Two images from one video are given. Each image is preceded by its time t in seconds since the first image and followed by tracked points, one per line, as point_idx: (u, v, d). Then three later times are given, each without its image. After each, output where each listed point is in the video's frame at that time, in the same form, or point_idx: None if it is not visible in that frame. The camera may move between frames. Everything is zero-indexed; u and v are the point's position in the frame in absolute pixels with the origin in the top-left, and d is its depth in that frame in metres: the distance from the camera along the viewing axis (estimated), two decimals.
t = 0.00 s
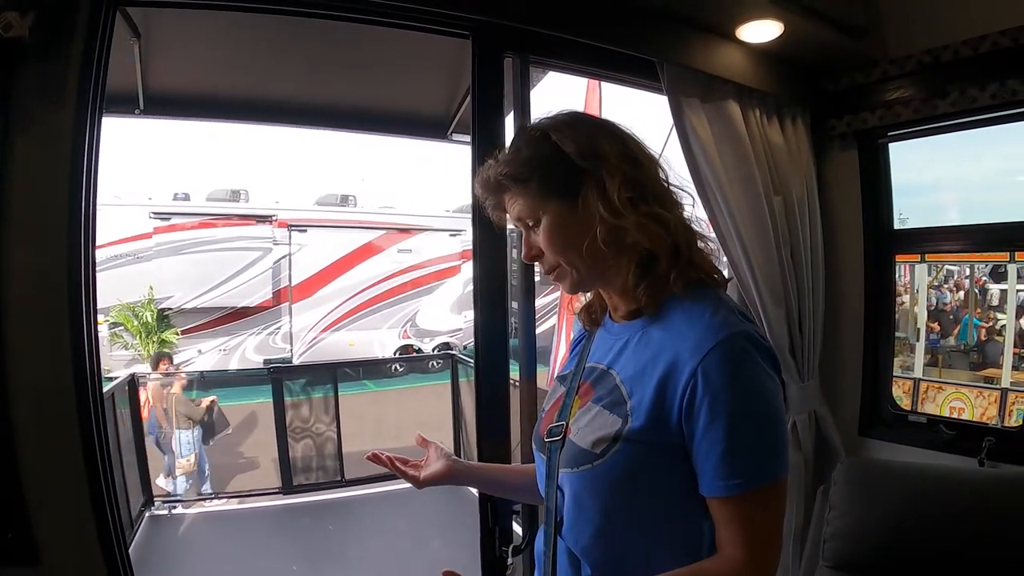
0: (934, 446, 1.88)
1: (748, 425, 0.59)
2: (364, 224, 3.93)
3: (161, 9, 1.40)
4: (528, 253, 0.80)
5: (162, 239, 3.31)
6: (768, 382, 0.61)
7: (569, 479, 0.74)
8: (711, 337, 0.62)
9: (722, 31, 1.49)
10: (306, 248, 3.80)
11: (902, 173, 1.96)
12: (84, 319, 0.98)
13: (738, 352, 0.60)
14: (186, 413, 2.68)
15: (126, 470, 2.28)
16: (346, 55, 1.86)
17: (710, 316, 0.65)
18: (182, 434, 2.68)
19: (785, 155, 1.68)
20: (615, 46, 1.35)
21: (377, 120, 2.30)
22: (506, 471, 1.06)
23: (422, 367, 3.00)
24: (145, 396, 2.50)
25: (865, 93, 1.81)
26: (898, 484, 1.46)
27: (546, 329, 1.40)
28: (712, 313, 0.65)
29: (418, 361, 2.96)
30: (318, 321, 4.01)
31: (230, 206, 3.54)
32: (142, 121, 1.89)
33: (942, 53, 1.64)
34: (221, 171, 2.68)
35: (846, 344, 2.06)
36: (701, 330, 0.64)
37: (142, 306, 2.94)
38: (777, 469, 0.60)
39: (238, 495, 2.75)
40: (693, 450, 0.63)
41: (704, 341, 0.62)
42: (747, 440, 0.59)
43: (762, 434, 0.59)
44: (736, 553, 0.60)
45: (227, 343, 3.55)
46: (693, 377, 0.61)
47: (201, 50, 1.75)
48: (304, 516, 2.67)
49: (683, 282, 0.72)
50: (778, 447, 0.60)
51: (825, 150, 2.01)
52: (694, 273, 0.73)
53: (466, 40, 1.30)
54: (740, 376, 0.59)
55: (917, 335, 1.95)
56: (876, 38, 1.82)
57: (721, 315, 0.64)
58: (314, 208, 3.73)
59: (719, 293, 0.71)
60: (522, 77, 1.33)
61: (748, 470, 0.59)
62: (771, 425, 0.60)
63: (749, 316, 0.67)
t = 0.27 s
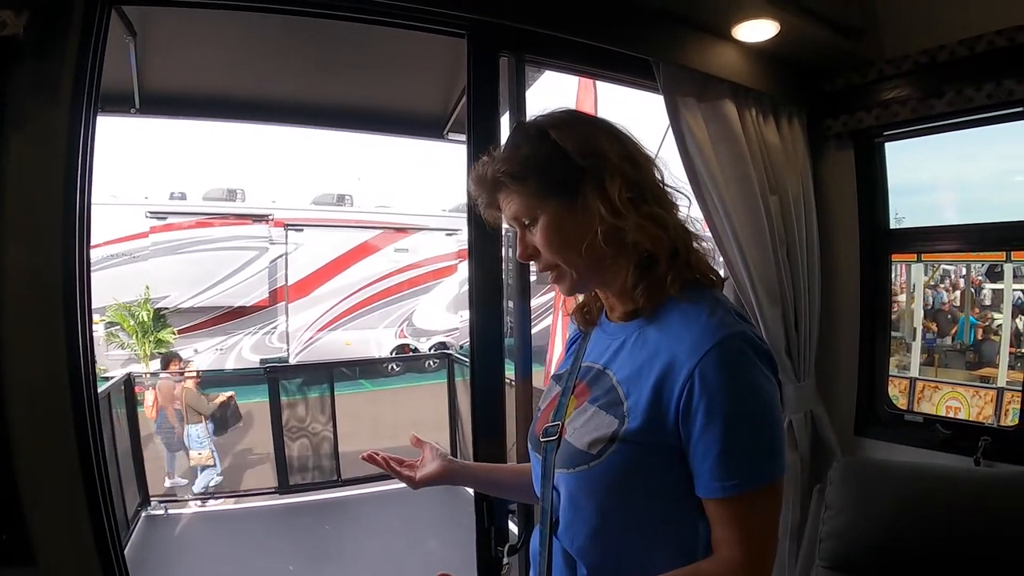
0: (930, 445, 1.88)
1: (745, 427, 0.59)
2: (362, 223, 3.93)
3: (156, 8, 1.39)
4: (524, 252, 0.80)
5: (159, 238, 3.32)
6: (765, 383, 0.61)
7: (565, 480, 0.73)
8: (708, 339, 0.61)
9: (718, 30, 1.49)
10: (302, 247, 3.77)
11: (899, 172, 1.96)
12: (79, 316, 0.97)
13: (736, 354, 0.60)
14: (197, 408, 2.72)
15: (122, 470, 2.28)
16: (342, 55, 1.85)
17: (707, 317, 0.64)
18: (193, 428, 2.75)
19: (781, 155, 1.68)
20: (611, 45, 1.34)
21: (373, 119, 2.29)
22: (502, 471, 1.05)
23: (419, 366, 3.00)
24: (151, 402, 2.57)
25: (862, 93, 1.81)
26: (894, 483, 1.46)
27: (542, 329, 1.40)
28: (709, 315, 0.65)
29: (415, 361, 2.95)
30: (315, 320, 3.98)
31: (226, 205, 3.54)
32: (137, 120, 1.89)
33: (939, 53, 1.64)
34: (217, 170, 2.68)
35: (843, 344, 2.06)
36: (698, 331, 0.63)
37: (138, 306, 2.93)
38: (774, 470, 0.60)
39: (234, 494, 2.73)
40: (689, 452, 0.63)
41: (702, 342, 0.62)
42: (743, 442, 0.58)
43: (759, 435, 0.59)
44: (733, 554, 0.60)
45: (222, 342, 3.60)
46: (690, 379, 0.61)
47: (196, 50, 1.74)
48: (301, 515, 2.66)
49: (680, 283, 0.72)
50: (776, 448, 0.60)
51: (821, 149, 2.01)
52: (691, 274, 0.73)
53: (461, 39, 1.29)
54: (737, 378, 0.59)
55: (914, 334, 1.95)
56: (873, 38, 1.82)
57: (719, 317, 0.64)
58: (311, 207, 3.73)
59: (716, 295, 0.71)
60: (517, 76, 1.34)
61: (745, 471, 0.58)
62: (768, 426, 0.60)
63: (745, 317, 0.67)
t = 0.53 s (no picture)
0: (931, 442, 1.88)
1: (744, 423, 0.59)
2: (361, 221, 3.93)
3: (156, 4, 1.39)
4: (522, 246, 0.80)
5: (159, 236, 3.31)
6: (764, 380, 0.61)
7: (565, 477, 0.73)
8: (707, 335, 0.61)
9: (719, 27, 1.49)
10: (302, 245, 3.77)
11: (900, 170, 1.96)
12: (79, 313, 0.97)
13: (734, 351, 0.60)
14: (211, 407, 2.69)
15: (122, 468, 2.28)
16: (342, 52, 1.85)
17: (706, 313, 0.64)
18: (206, 426, 2.73)
19: (782, 152, 1.68)
20: (612, 42, 1.34)
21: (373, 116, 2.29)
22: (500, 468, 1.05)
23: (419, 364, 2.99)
24: (168, 398, 2.63)
25: (862, 90, 1.81)
26: (895, 480, 1.46)
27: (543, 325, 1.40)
28: (708, 311, 0.65)
29: (414, 359, 2.94)
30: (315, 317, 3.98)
31: (226, 203, 3.54)
32: (137, 117, 1.88)
33: (940, 50, 1.64)
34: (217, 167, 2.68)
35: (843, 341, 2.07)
36: (697, 327, 0.63)
37: (138, 303, 2.93)
38: (773, 466, 0.60)
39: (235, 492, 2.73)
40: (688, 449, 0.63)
41: (700, 339, 0.62)
42: (742, 438, 0.58)
43: (758, 431, 0.59)
44: (733, 551, 0.59)
45: (222, 340, 3.58)
46: (689, 376, 0.61)
47: (196, 47, 1.74)
48: (301, 513, 2.66)
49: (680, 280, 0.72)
50: (775, 443, 0.60)
51: (822, 147, 2.01)
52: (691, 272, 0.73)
53: (462, 35, 1.29)
54: (735, 374, 0.59)
55: (914, 332, 1.95)
56: (874, 35, 1.82)
57: (718, 313, 0.64)
58: (311, 205, 3.72)
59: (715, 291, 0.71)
60: (518, 73, 1.34)
61: (744, 468, 0.58)
62: (767, 422, 0.60)
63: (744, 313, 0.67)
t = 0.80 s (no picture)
0: (932, 443, 1.88)
1: (732, 410, 0.58)
2: (361, 222, 3.93)
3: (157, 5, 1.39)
4: (531, 240, 0.77)
5: (159, 236, 3.31)
6: (753, 376, 0.60)
7: (563, 475, 0.73)
8: (697, 327, 0.61)
9: (720, 27, 1.49)
10: (302, 245, 3.77)
11: (899, 170, 1.96)
12: (79, 311, 0.97)
13: (724, 343, 0.60)
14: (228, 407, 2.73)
15: (122, 468, 2.28)
16: (343, 51, 1.85)
17: (700, 307, 0.64)
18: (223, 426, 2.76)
19: (782, 152, 1.68)
20: (613, 41, 1.34)
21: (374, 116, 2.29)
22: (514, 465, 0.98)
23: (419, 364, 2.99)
24: (185, 399, 2.68)
25: (863, 90, 1.80)
26: (894, 480, 1.46)
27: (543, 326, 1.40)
28: (701, 304, 0.65)
29: (414, 359, 2.94)
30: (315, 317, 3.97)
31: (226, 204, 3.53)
32: (137, 118, 1.88)
33: (940, 50, 1.64)
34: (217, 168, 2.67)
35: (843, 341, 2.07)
36: (689, 320, 0.63)
37: (138, 304, 2.93)
38: (760, 464, 0.59)
39: (235, 492, 2.73)
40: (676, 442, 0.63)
41: (691, 330, 0.61)
42: (731, 433, 0.58)
43: (748, 427, 0.58)
44: (706, 544, 0.59)
45: (222, 341, 3.60)
46: (679, 368, 0.61)
47: (197, 47, 1.74)
48: (301, 513, 2.66)
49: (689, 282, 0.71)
50: (764, 438, 0.59)
51: (822, 147, 2.01)
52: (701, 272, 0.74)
53: (463, 35, 1.29)
54: (724, 368, 0.58)
55: (914, 332, 1.95)
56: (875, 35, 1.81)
57: (710, 307, 0.63)
58: (311, 206, 3.72)
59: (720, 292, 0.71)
60: (519, 72, 1.34)
61: (729, 463, 0.57)
62: (756, 418, 0.59)
63: (740, 309, 0.66)
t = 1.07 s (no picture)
0: (930, 445, 1.88)
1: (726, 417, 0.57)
2: (359, 224, 3.94)
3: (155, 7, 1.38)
4: (587, 209, 0.70)
5: (156, 239, 3.33)
6: (748, 382, 0.59)
7: (556, 482, 0.72)
8: (692, 334, 0.61)
9: (718, 30, 1.49)
10: (301, 247, 3.78)
11: (897, 172, 1.96)
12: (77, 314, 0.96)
13: (719, 350, 0.59)
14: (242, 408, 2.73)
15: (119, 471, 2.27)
16: (341, 53, 1.84)
17: (695, 312, 0.63)
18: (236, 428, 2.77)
19: (779, 155, 1.68)
20: (610, 44, 1.34)
21: (371, 119, 2.28)
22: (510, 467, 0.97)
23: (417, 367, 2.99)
24: (195, 402, 2.72)
25: (861, 92, 1.81)
26: (892, 482, 1.46)
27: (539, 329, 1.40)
28: (697, 310, 0.64)
29: (412, 361, 2.94)
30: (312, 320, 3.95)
31: (223, 205, 3.53)
32: (135, 119, 1.87)
33: (937, 53, 1.64)
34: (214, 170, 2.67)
35: (840, 343, 2.08)
36: (685, 326, 0.62)
37: (136, 306, 2.92)
38: (754, 470, 0.58)
39: (233, 494, 2.73)
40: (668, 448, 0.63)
41: (687, 337, 0.61)
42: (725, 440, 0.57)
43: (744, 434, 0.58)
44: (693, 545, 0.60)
45: (220, 343, 3.61)
46: (675, 375, 0.60)
47: (195, 49, 1.73)
48: (299, 515, 2.66)
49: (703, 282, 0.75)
50: (758, 444, 0.59)
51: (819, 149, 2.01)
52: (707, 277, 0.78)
53: (461, 39, 1.29)
54: (719, 375, 0.58)
55: (912, 334, 1.95)
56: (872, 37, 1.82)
57: (706, 313, 0.63)
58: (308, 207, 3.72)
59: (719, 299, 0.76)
60: (516, 76, 1.34)
61: (723, 469, 0.57)
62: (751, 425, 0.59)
63: (734, 314, 0.66)
